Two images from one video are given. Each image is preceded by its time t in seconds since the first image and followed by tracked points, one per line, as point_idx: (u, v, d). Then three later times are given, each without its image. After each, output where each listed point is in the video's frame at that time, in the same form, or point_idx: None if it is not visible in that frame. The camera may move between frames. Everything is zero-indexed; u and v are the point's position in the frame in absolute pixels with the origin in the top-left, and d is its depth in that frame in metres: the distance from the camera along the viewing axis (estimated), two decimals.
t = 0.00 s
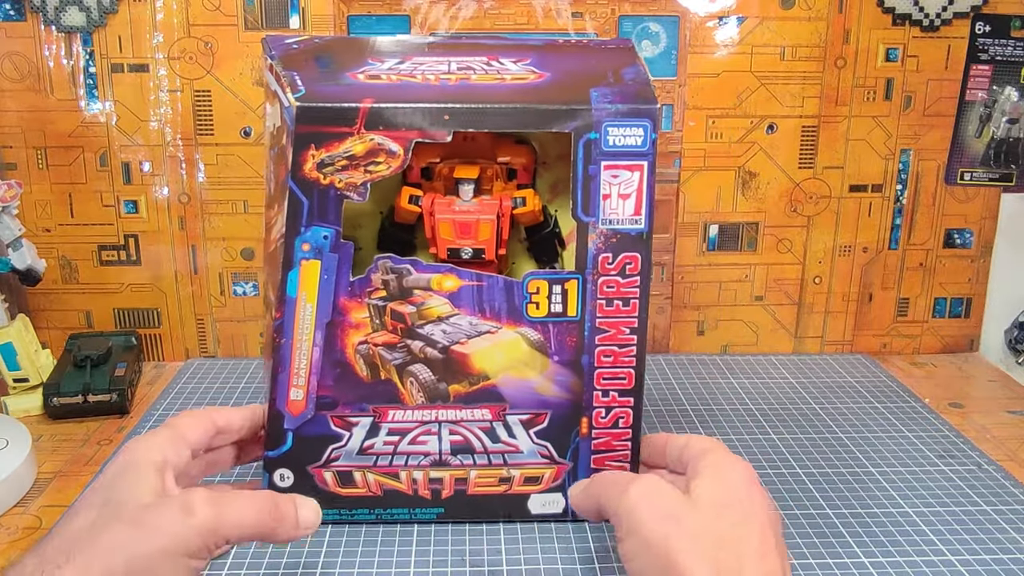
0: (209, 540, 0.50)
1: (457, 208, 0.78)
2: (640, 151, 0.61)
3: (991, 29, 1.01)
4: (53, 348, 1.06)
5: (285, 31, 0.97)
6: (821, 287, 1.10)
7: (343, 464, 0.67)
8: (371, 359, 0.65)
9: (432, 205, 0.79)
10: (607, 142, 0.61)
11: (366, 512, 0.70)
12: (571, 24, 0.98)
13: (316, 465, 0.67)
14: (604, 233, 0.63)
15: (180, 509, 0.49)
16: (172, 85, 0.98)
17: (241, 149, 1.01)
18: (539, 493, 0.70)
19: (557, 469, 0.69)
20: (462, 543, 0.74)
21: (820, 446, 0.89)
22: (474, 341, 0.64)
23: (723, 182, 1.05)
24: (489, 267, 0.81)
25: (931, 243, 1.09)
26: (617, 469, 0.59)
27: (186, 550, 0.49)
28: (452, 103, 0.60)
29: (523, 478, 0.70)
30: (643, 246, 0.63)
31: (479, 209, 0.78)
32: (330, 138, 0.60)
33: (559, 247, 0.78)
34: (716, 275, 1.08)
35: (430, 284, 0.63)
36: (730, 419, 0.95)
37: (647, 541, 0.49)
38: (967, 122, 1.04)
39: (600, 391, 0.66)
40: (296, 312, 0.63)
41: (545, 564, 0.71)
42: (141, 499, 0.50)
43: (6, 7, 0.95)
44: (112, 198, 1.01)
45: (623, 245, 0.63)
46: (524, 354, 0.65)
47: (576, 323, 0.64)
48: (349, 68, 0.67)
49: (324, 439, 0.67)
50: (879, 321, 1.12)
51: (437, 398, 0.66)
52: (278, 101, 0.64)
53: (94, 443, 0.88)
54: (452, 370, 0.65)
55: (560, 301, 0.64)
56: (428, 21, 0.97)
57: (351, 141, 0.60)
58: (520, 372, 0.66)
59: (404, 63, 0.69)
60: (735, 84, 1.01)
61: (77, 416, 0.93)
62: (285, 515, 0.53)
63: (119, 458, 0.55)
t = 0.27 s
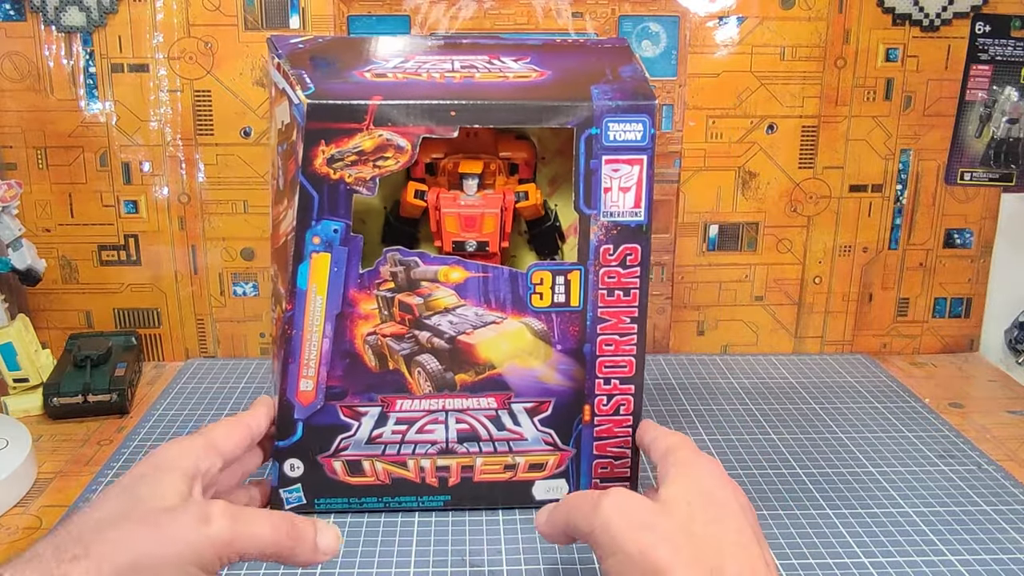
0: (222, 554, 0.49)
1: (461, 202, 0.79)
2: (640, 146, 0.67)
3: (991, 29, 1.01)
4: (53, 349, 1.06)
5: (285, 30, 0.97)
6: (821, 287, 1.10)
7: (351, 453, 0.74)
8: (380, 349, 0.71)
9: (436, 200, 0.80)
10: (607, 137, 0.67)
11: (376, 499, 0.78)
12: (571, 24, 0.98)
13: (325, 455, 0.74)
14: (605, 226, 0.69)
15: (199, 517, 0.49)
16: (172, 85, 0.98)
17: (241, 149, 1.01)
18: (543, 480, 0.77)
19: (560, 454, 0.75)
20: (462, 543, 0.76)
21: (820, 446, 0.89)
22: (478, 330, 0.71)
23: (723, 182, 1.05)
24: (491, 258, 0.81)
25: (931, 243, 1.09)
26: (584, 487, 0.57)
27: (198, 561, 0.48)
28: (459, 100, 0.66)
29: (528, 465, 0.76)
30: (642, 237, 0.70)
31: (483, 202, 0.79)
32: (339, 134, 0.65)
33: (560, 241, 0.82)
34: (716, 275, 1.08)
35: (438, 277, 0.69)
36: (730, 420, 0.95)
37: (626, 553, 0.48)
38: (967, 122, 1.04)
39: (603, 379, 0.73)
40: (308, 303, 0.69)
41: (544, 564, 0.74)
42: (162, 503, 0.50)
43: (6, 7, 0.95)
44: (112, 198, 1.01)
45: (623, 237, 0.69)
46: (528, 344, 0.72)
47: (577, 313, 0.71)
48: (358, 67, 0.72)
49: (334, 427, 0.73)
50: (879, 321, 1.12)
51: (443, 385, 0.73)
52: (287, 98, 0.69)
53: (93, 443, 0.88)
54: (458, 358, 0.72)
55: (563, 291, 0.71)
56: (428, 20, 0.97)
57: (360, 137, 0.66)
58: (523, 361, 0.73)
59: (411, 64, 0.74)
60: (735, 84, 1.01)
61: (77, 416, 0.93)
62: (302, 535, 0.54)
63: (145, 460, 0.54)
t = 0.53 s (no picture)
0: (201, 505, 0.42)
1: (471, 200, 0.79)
2: (650, 145, 0.69)
3: (991, 29, 1.01)
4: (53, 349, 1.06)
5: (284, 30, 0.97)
6: (821, 287, 1.10)
7: (361, 451, 0.76)
8: (389, 348, 0.73)
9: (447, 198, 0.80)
10: (617, 137, 0.68)
11: (383, 498, 0.78)
12: (571, 24, 0.98)
13: (335, 454, 0.76)
14: (615, 225, 0.71)
15: (164, 476, 0.42)
16: (172, 85, 0.98)
17: (241, 149, 1.01)
18: (551, 478, 0.78)
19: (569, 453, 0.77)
20: (462, 543, 0.75)
21: (819, 446, 0.89)
22: (488, 329, 0.73)
23: (724, 182, 1.05)
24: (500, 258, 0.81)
25: (931, 243, 1.09)
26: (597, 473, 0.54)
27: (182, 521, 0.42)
28: (470, 100, 0.68)
29: (536, 464, 0.78)
30: (651, 236, 0.71)
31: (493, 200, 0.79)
32: (351, 134, 0.67)
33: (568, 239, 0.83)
34: (716, 275, 1.08)
35: (448, 276, 0.71)
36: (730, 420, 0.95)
37: (630, 541, 0.45)
38: (967, 122, 1.04)
39: (612, 376, 0.75)
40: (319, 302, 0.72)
41: (545, 564, 0.72)
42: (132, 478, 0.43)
43: (6, 7, 0.95)
44: (112, 198, 1.01)
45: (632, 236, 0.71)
46: (537, 343, 0.74)
47: (587, 312, 0.73)
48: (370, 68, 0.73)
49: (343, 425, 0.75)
50: (879, 321, 1.12)
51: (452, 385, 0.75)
52: (297, 98, 0.71)
53: (93, 443, 0.88)
54: (467, 357, 0.74)
55: (572, 290, 0.72)
56: (428, 21, 0.97)
57: (372, 137, 0.68)
58: (532, 360, 0.74)
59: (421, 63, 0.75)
60: (736, 84, 1.01)
61: (76, 416, 0.93)
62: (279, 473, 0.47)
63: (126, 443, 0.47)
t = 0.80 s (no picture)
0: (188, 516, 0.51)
1: (466, 199, 0.79)
2: (644, 145, 0.69)
3: (991, 29, 1.01)
4: (53, 349, 1.06)
5: (284, 31, 0.97)
6: (821, 287, 1.10)
7: (357, 448, 0.76)
8: (384, 346, 0.73)
9: (443, 197, 0.80)
10: (611, 137, 0.68)
11: (380, 495, 0.79)
12: (571, 24, 0.98)
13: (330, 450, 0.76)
14: (608, 225, 0.71)
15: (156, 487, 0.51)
16: (172, 85, 0.98)
17: (241, 149, 1.01)
18: (546, 476, 0.78)
19: (563, 451, 0.77)
20: (462, 543, 0.75)
21: (819, 446, 0.89)
22: (481, 328, 0.73)
23: (724, 182, 1.05)
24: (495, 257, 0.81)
25: (931, 243, 1.09)
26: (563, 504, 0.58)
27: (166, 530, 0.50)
28: (464, 101, 0.68)
29: (531, 462, 0.78)
30: (645, 236, 0.71)
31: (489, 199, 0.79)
32: (347, 134, 0.68)
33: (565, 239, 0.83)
34: (716, 275, 1.08)
35: (443, 276, 0.71)
36: (729, 420, 0.95)
37: (617, 558, 0.49)
38: (967, 122, 1.04)
39: (606, 376, 0.75)
40: (314, 299, 0.72)
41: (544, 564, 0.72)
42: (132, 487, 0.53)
43: (6, 7, 0.95)
44: (112, 198, 1.01)
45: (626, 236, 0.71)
46: (532, 342, 0.74)
47: (581, 311, 0.73)
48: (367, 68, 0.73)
49: (341, 423, 0.75)
50: (879, 321, 1.12)
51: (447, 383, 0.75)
52: (295, 98, 0.71)
53: (93, 443, 0.88)
54: (462, 355, 0.74)
55: (566, 290, 0.73)
56: (428, 21, 0.97)
57: (366, 137, 0.68)
58: (527, 359, 0.74)
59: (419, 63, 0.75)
60: (735, 84, 1.01)
61: (77, 416, 0.93)
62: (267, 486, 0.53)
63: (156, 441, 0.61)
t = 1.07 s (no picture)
0: (195, 512, 0.51)
1: (467, 198, 0.79)
2: (642, 145, 0.69)
3: (991, 29, 1.01)
4: (53, 349, 1.06)
5: (284, 30, 0.97)
6: (821, 287, 1.10)
7: (359, 442, 0.76)
8: (385, 342, 0.74)
9: (444, 195, 0.80)
10: (610, 137, 0.68)
11: (381, 488, 0.78)
12: (571, 24, 0.98)
13: (333, 443, 0.76)
14: (607, 223, 0.71)
15: (168, 482, 0.51)
16: (172, 85, 0.98)
17: (241, 149, 1.01)
18: (545, 473, 0.77)
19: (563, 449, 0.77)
20: (462, 543, 0.74)
21: (819, 446, 0.89)
22: (481, 324, 0.73)
23: (724, 182, 1.05)
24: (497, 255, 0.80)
25: (931, 243, 1.09)
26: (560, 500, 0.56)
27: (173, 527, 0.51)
28: (464, 99, 0.68)
29: (530, 459, 0.77)
30: (644, 235, 0.71)
31: (490, 197, 0.79)
32: (349, 132, 0.68)
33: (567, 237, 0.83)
34: (716, 275, 1.08)
35: (444, 273, 0.72)
36: (729, 419, 0.95)
37: (618, 557, 0.48)
38: (967, 122, 1.04)
39: (605, 374, 0.75)
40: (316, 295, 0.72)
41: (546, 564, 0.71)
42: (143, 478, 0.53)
43: (6, 7, 0.95)
44: (112, 198, 1.01)
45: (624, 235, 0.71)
46: (531, 339, 0.74)
47: (580, 309, 0.73)
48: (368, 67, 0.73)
49: (342, 417, 0.75)
50: (879, 321, 1.12)
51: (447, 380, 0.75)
52: (298, 96, 0.71)
53: (93, 443, 0.88)
54: (462, 351, 0.74)
55: (565, 288, 0.73)
56: (428, 21, 0.97)
57: (367, 135, 0.68)
58: (526, 356, 0.74)
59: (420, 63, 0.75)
60: (735, 84, 1.01)
61: (77, 416, 0.93)
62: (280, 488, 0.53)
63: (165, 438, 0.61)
